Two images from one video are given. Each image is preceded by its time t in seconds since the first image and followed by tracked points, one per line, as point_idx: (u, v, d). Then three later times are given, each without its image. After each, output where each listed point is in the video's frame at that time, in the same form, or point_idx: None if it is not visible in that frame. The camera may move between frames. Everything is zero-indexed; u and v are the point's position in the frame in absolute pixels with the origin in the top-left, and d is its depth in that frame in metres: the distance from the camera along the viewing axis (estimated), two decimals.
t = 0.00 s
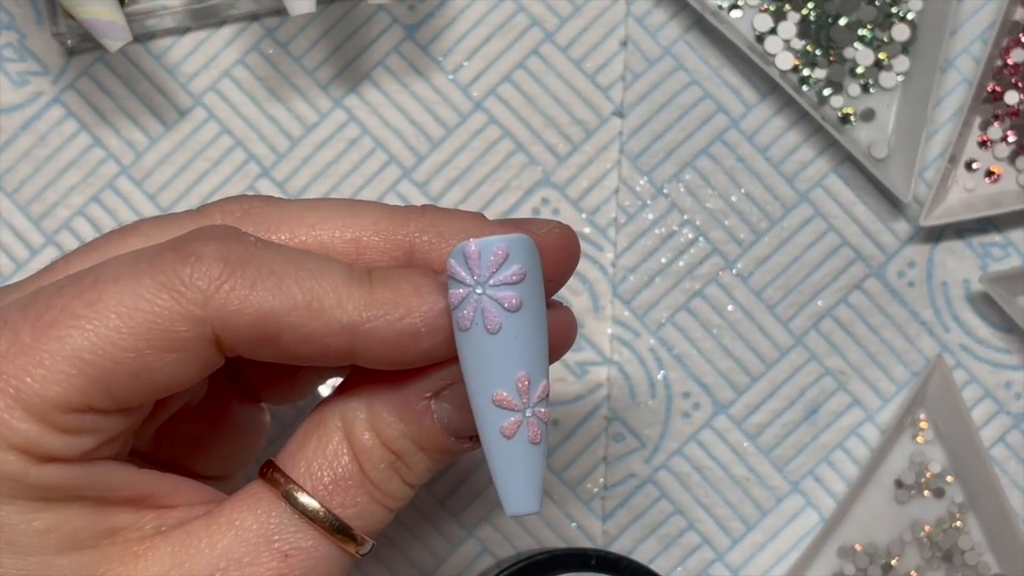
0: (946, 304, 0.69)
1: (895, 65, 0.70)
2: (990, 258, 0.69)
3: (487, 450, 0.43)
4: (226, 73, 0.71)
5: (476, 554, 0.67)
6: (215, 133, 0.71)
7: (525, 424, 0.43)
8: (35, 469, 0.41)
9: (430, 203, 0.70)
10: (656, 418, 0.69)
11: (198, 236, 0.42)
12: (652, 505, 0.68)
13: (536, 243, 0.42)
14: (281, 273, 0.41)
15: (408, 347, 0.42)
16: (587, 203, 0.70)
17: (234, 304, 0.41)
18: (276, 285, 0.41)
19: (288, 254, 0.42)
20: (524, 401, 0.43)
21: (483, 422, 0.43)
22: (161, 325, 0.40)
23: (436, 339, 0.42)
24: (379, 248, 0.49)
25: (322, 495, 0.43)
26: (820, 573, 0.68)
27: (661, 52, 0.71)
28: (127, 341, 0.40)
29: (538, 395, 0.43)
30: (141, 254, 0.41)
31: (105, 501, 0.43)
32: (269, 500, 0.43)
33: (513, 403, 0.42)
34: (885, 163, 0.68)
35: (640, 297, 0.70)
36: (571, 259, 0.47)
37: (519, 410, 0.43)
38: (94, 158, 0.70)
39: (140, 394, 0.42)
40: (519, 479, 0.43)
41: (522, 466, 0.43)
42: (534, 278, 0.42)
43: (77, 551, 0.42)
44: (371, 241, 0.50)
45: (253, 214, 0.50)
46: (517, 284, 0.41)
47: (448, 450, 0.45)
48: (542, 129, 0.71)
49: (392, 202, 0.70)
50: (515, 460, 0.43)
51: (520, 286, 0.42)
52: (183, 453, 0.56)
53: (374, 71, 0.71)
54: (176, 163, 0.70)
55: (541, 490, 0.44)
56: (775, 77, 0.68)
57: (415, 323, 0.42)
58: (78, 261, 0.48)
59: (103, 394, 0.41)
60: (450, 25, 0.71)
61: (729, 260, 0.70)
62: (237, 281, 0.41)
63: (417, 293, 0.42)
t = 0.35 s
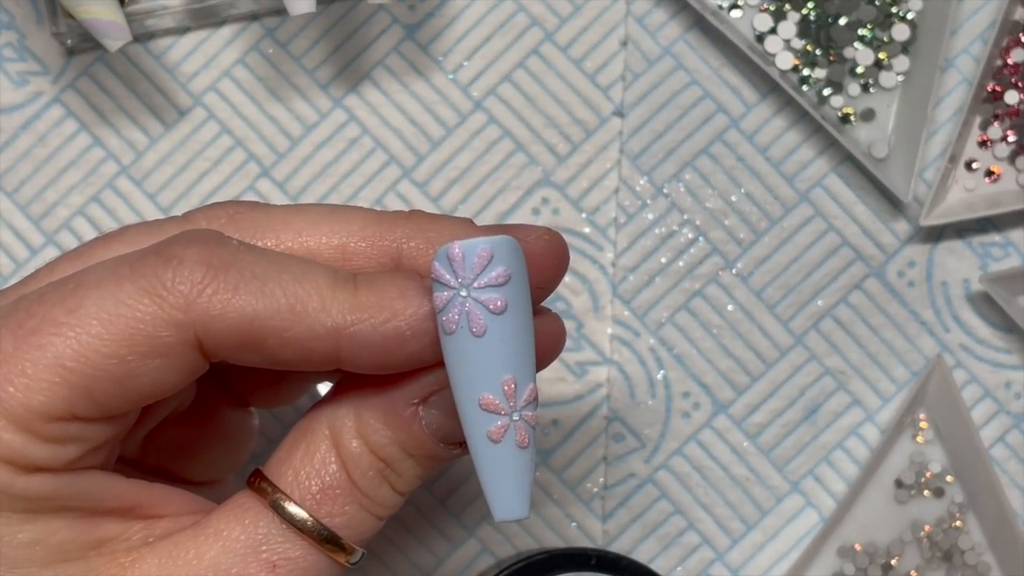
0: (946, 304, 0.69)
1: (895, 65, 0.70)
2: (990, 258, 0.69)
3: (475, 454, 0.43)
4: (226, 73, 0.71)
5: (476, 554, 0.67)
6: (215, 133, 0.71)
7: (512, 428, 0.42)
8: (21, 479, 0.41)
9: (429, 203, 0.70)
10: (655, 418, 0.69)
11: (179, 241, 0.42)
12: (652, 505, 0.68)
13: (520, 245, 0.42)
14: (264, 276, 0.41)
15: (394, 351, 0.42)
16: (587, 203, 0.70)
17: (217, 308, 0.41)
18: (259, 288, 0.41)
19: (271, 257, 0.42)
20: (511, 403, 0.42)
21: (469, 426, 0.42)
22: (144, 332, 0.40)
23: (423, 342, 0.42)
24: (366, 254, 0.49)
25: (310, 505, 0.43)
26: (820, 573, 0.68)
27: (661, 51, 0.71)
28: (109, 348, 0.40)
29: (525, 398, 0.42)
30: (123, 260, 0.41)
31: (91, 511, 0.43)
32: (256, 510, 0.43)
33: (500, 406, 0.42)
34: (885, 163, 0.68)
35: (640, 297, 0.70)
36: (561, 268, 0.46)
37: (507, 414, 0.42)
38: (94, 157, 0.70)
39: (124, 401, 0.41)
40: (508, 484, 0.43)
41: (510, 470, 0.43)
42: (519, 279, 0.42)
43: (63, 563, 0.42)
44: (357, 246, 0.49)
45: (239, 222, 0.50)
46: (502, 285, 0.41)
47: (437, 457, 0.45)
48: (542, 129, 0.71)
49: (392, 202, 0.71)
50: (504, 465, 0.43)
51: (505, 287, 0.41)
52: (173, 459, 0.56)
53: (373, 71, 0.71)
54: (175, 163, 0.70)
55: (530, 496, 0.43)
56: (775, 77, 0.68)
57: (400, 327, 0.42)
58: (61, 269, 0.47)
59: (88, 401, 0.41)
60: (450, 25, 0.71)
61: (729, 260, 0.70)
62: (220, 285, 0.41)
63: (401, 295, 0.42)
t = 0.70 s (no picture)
0: (946, 304, 0.69)
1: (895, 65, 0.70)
2: (990, 257, 0.69)
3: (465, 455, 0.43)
4: (226, 73, 0.71)
5: (476, 554, 0.67)
6: (215, 133, 0.71)
7: (502, 429, 0.42)
8: (8, 481, 0.41)
9: (430, 203, 0.70)
10: (655, 418, 0.69)
11: (165, 243, 0.41)
12: (652, 505, 0.68)
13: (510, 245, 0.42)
14: (250, 278, 0.41)
15: (382, 351, 0.42)
16: (587, 203, 0.70)
17: (202, 310, 0.41)
18: (245, 290, 0.41)
19: (257, 258, 0.42)
20: (501, 405, 0.42)
21: (459, 427, 0.42)
22: (129, 335, 0.40)
23: (412, 343, 0.42)
24: (356, 253, 0.49)
25: (299, 508, 0.43)
26: (821, 573, 0.68)
27: (661, 52, 0.71)
28: (93, 351, 0.40)
29: (516, 399, 0.42)
30: (108, 262, 0.41)
31: (79, 515, 0.43)
32: (245, 513, 0.43)
33: (490, 408, 0.42)
34: (884, 163, 0.68)
35: (640, 297, 0.69)
36: (553, 265, 0.47)
37: (497, 415, 0.42)
38: (94, 157, 0.70)
39: (109, 404, 0.41)
40: (498, 485, 0.43)
41: (500, 471, 0.43)
42: (508, 280, 0.42)
43: (49, 568, 0.42)
44: (347, 246, 0.49)
45: (227, 221, 0.50)
46: (491, 285, 0.41)
47: (429, 459, 0.45)
48: (542, 129, 0.71)
49: (393, 202, 0.71)
50: (494, 466, 0.43)
51: (494, 288, 0.41)
52: (163, 460, 0.56)
53: (373, 71, 0.71)
54: (175, 163, 0.70)
55: (521, 497, 0.43)
56: (775, 77, 0.68)
57: (387, 327, 0.41)
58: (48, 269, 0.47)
59: (73, 405, 0.41)
60: (450, 25, 0.71)
61: (730, 260, 0.70)
62: (205, 287, 0.41)
63: (389, 296, 0.42)
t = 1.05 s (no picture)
0: (946, 304, 0.69)
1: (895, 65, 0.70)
2: (990, 258, 0.69)
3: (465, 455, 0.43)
4: (226, 73, 0.71)
5: (476, 554, 0.67)
6: (215, 133, 0.71)
7: (502, 430, 0.42)
8: (7, 481, 0.41)
9: (430, 203, 0.70)
10: (655, 418, 0.69)
11: (164, 243, 0.41)
12: (652, 505, 0.68)
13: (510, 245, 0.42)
14: (250, 279, 0.41)
15: (381, 352, 0.42)
16: (587, 203, 0.70)
17: (202, 311, 0.41)
18: (245, 290, 0.41)
19: (256, 258, 0.42)
20: (501, 405, 0.42)
21: (458, 427, 0.42)
22: (129, 335, 0.40)
23: (412, 344, 0.42)
24: (356, 254, 0.49)
25: (298, 507, 0.43)
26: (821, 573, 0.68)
27: (661, 52, 0.71)
28: (93, 352, 0.40)
29: (515, 400, 0.42)
30: (107, 263, 0.41)
31: (78, 515, 0.43)
32: (245, 513, 0.43)
33: (490, 408, 0.42)
34: (884, 163, 0.68)
35: (639, 298, 0.69)
36: (552, 265, 0.46)
37: (497, 415, 0.42)
38: (94, 158, 0.70)
39: (109, 404, 0.41)
40: (497, 485, 0.43)
41: (499, 471, 0.43)
42: (508, 280, 0.42)
43: (48, 567, 0.42)
44: (345, 246, 0.49)
45: (225, 221, 0.50)
46: (491, 286, 0.41)
47: (427, 459, 0.45)
48: (542, 129, 0.71)
49: (393, 202, 0.71)
50: (493, 465, 0.43)
51: (494, 289, 0.41)
52: (163, 461, 0.56)
53: (373, 71, 0.71)
54: (175, 163, 0.70)
55: (520, 496, 0.43)
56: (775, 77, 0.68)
57: (387, 328, 0.41)
58: (47, 269, 0.47)
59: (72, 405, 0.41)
60: (450, 25, 0.71)
61: (730, 260, 0.70)
62: (205, 288, 0.41)
63: (389, 297, 0.42)
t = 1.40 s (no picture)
0: (946, 305, 0.69)
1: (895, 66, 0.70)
2: (990, 258, 0.69)
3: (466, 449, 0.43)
4: (226, 73, 0.71)
5: (476, 554, 0.67)
6: (215, 133, 0.71)
7: (502, 424, 0.43)
8: (19, 478, 0.40)
9: (430, 203, 0.70)
10: (656, 419, 0.69)
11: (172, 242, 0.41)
12: (652, 505, 0.68)
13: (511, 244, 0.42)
14: (257, 275, 0.41)
15: (385, 345, 0.42)
16: (587, 203, 0.70)
17: (210, 307, 0.40)
18: (253, 286, 0.41)
19: (262, 255, 0.42)
20: (502, 400, 0.42)
21: (460, 422, 0.43)
22: (140, 333, 0.40)
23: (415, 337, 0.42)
24: (354, 246, 0.49)
25: (304, 498, 0.43)
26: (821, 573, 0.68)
27: (661, 52, 0.71)
28: (105, 349, 0.40)
29: (515, 395, 0.43)
30: (115, 262, 0.41)
31: (90, 508, 0.43)
32: (251, 505, 0.42)
33: (491, 404, 0.42)
34: (884, 163, 0.68)
35: (639, 298, 0.69)
36: (543, 257, 0.47)
37: (498, 410, 0.42)
38: (94, 157, 0.70)
39: (119, 400, 0.41)
40: (497, 478, 0.43)
41: (499, 464, 0.43)
42: (510, 278, 0.42)
43: (60, 560, 0.42)
44: (344, 239, 0.49)
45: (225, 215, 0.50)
46: (494, 286, 0.41)
47: (429, 450, 0.45)
48: (542, 129, 0.71)
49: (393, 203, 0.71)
50: (493, 459, 0.43)
51: (496, 288, 0.41)
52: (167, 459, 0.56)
53: (373, 71, 0.71)
54: (175, 163, 0.70)
55: (519, 488, 0.44)
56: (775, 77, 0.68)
57: (392, 322, 0.41)
58: (53, 269, 0.47)
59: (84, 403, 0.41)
60: (450, 25, 0.71)
61: (730, 260, 0.70)
62: (214, 285, 0.41)
63: (394, 292, 0.42)
